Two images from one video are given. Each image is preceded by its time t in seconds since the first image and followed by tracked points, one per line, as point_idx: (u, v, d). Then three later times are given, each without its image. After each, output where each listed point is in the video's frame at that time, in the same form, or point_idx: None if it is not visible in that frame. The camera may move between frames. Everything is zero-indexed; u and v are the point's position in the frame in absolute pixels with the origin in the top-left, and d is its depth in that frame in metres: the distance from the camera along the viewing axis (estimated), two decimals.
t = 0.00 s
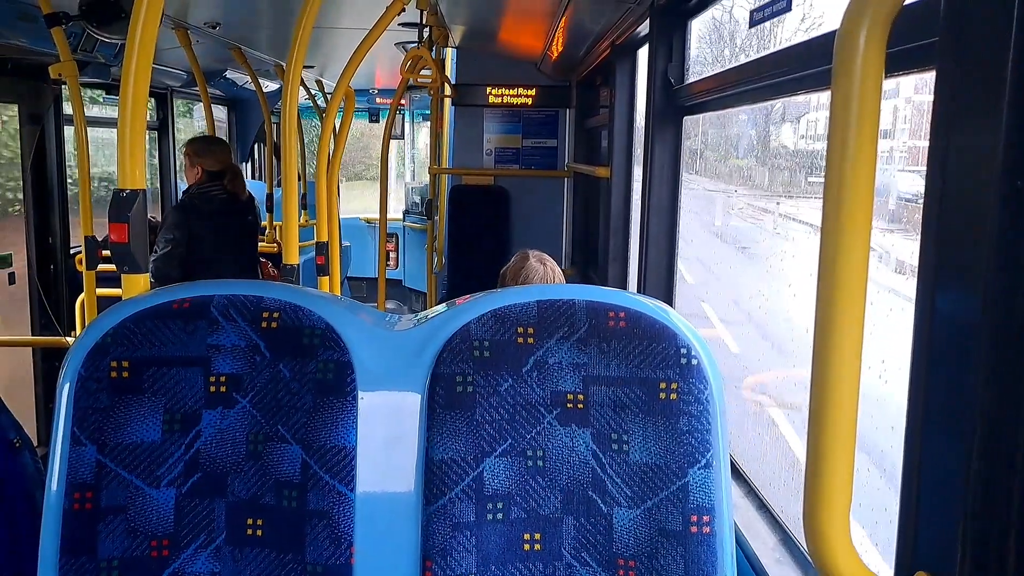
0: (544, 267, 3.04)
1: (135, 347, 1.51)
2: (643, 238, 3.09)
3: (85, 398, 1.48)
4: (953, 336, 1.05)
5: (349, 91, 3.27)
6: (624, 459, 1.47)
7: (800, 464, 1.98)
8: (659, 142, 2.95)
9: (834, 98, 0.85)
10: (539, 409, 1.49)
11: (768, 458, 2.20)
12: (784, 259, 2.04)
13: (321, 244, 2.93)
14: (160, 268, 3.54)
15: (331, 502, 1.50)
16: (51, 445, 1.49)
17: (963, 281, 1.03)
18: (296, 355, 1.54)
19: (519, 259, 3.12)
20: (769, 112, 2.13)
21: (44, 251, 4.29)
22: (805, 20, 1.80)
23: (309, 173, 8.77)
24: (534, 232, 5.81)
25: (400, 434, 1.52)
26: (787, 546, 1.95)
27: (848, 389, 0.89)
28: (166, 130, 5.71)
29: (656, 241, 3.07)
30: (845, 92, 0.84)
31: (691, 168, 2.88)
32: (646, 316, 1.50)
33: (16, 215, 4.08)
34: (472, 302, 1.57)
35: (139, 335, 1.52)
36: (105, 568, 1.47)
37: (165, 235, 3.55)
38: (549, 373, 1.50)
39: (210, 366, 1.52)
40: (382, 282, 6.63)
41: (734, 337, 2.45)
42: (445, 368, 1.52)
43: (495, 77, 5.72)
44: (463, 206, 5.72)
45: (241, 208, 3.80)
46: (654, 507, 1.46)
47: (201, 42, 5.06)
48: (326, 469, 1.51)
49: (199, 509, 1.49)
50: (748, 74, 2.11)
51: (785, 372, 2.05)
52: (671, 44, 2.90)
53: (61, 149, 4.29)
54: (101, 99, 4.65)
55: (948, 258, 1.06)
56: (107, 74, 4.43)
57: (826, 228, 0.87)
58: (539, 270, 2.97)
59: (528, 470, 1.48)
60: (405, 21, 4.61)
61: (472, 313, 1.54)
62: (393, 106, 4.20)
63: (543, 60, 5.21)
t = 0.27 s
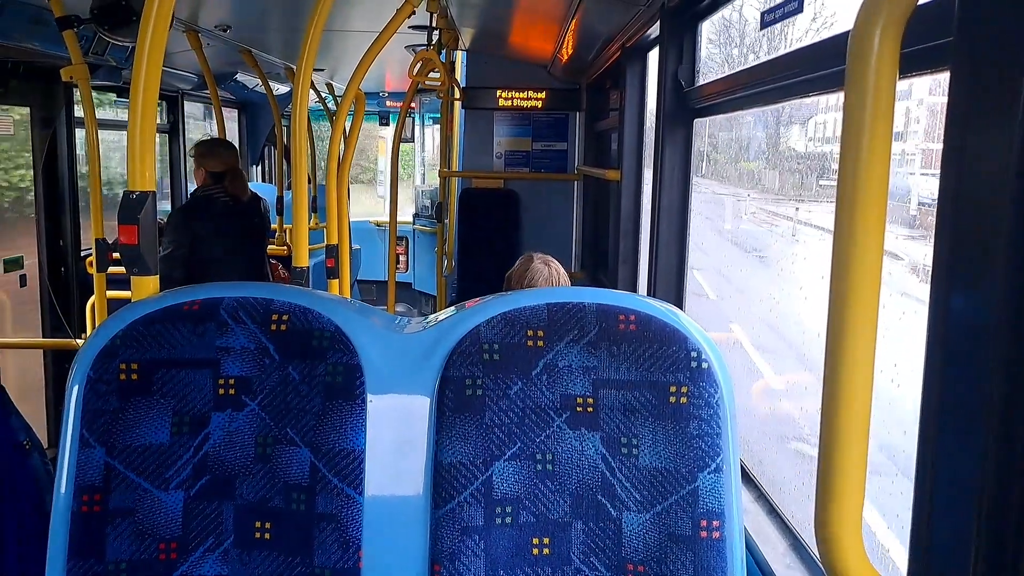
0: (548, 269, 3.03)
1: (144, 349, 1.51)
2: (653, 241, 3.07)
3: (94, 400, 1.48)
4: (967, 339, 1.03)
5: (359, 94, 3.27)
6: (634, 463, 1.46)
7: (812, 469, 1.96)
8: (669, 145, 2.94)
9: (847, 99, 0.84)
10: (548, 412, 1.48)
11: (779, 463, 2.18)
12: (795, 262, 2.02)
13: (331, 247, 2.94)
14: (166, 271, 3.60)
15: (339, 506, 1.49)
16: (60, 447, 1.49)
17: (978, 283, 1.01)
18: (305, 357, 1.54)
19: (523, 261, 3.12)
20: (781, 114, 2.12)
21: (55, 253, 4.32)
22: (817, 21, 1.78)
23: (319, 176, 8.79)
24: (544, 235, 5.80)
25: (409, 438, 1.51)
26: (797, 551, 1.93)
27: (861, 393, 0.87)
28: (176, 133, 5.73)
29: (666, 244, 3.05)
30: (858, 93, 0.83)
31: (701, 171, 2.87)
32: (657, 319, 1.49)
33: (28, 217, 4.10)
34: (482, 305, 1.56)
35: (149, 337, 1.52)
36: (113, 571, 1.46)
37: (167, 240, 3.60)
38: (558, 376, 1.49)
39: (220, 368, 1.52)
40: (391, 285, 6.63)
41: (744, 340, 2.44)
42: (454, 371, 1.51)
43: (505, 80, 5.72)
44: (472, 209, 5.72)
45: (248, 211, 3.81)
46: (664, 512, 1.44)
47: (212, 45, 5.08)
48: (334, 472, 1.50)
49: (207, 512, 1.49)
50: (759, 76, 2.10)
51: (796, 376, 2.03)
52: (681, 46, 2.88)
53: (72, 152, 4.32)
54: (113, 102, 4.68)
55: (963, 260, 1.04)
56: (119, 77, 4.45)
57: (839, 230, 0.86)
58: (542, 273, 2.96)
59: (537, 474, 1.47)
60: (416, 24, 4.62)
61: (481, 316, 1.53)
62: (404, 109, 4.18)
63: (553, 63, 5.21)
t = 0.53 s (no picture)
0: (560, 270, 3.02)
1: (160, 349, 1.52)
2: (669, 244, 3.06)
3: (111, 399, 1.49)
4: (987, 345, 1.02)
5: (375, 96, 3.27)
6: (648, 467, 1.45)
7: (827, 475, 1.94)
8: (685, 148, 2.92)
9: (866, 103, 0.83)
10: (562, 415, 1.48)
11: (794, 468, 2.16)
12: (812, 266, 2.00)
13: (347, 249, 2.95)
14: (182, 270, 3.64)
15: (353, 507, 1.49)
16: (78, 446, 1.50)
17: (999, 288, 1.00)
18: (319, 359, 1.54)
19: (536, 262, 3.12)
20: (797, 119, 2.10)
21: (73, 253, 4.36)
22: (834, 24, 1.77)
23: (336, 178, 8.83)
24: (559, 238, 5.79)
25: (423, 440, 1.51)
26: (813, 557, 1.91)
27: (879, 399, 0.86)
28: (193, 134, 5.78)
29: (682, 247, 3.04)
30: (877, 96, 0.82)
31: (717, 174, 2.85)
32: (672, 323, 1.48)
33: (47, 217, 4.14)
34: (497, 307, 1.55)
35: (165, 337, 1.52)
36: (129, 570, 1.47)
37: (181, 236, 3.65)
38: (573, 379, 1.48)
39: (235, 368, 1.52)
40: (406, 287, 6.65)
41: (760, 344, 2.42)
42: (468, 373, 1.51)
43: (521, 83, 5.72)
44: (488, 211, 5.72)
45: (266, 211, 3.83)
46: (678, 516, 1.43)
47: (229, 47, 5.11)
48: (348, 473, 1.50)
49: (222, 513, 1.49)
50: (776, 80, 2.09)
51: (812, 380, 2.01)
52: (698, 50, 2.87)
53: (91, 153, 4.36)
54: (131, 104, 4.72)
55: (983, 265, 1.03)
56: (137, 79, 4.49)
57: (858, 234, 0.85)
58: (555, 274, 2.96)
59: (551, 477, 1.47)
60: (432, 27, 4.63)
61: (496, 319, 1.53)
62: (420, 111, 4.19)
63: (569, 66, 5.20)
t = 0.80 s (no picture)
0: (579, 270, 3.02)
1: (178, 347, 1.53)
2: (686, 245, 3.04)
3: (129, 397, 1.51)
4: (1006, 347, 1.00)
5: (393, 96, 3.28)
6: (664, 468, 1.44)
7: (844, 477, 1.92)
8: (703, 148, 2.91)
9: (884, 103, 0.82)
10: (578, 416, 1.47)
11: (811, 470, 2.14)
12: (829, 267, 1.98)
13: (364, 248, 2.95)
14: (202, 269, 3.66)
15: (369, 505, 1.49)
16: (96, 442, 1.51)
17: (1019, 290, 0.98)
18: (335, 358, 1.54)
19: (555, 264, 3.11)
20: (814, 121, 2.08)
21: (92, 251, 4.40)
22: (852, 25, 1.75)
23: (353, 179, 8.86)
24: (575, 239, 5.78)
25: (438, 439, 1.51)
26: (829, 560, 1.89)
27: (896, 401, 0.85)
28: (212, 134, 5.82)
29: (699, 248, 3.02)
30: (895, 96, 0.81)
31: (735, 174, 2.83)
32: (689, 324, 1.47)
33: (67, 216, 4.19)
34: (512, 307, 1.55)
35: (183, 335, 1.54)
36: (146, 566, 1.48)
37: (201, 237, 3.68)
38: (589, 380, 1.48)
39: (252, 367, 1.53)
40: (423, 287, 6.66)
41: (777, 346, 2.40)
42: (483, 373, 1.51)
43: (538, 83, 5.72)
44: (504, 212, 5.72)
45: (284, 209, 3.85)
46: (693, 517, 1.43)
47: (248, 47, 5.15)
48: (364, 472, 1.50)
49: (239, 510, 1.50)
50: (793, 81, 2.07)
51: (829, 383, 1.99)
52: (716, 50, 2.86)
53: (110, 152, 4.41)
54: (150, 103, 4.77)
55: (1003, 267, 1.01)
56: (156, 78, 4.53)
57: (875, 235, 0.84)
58: (574, 274, 2.95)
59: (566, 477, 1.46)
60: (450, 27, 4.64)
61: (512, 318, 1.53)
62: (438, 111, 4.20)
63: (587, 66, 5.19)
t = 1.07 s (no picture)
0: (592, 274, 3.00)
1: (195, 349, 1.54)
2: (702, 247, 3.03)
3: (146, 399, 1.51)
4: None
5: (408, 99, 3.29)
6: (680, 471, 1.43)
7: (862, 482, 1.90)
8: (719, 150, 2.89)
9: (902, 104, 0.81)
10: (593, 419, 1.46)
11: (828, 474, 2.12)
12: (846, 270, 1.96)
13: (379, 251, 2.96)
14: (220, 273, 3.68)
15: (385, 508, 1.49)
16: (114, 444, 1.52)
17: None
18: (350, 360, 1.54)
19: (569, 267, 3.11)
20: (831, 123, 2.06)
21: (110, 254, 4.44)
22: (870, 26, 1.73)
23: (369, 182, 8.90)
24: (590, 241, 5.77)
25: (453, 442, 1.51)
26: (846, 564, 1.87)
27: (915, 404, 0.84)
28: (228, 138, 5.87)
29: (715, 250, 3.01)
30: (914, 96, 0.79)
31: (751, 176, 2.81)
32: (705, 327, 1.46)
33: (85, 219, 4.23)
34: (528, 310, 1.55)
35: (200, 337, 1.54)
36: (163, 567, 1.49)
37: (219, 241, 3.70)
38: (604, 383, 1.47)
39: (268, 369, 1.53)
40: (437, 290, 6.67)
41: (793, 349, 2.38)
42: (499, 376, 1.50)
43: (554, 86, 5.72)
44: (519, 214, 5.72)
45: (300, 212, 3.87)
46: (709, 521, 1.42)
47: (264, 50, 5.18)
48: (380, 474, 1.50)
49: (255, 512, 1.50)
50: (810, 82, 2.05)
51: (846, 386, 1.97)
52: (732, 52, 2.84)
53: (128, 156, 4.44)
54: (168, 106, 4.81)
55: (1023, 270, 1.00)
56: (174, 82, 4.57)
57: (893, 236, 0.82)
58: (586, 278, 2.95)
59: (581, 480, 1.46)
60: (466, 30, 4.65)
61: (527, 321, 1.52)
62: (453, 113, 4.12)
63: (602, 69, 5.19)
